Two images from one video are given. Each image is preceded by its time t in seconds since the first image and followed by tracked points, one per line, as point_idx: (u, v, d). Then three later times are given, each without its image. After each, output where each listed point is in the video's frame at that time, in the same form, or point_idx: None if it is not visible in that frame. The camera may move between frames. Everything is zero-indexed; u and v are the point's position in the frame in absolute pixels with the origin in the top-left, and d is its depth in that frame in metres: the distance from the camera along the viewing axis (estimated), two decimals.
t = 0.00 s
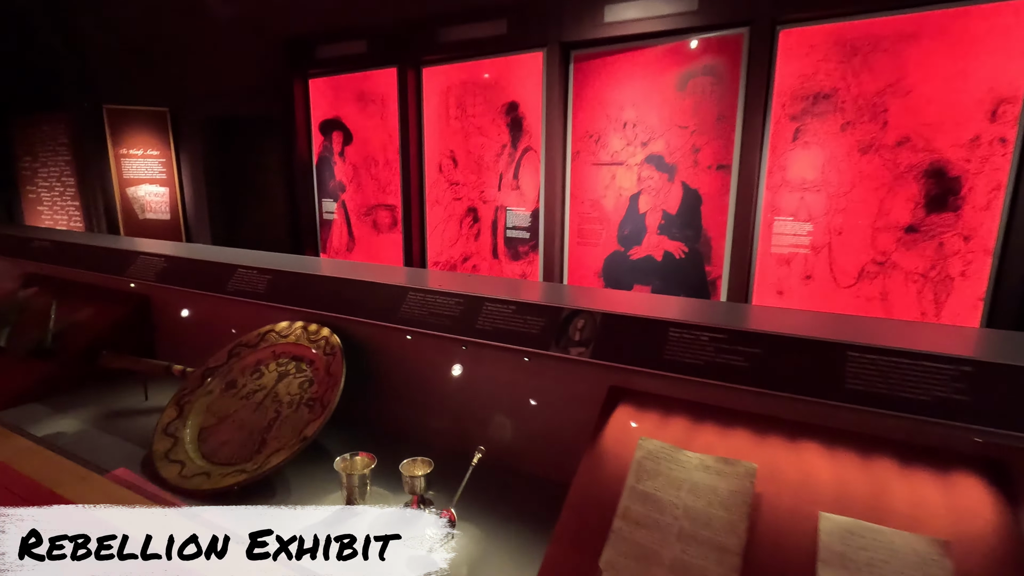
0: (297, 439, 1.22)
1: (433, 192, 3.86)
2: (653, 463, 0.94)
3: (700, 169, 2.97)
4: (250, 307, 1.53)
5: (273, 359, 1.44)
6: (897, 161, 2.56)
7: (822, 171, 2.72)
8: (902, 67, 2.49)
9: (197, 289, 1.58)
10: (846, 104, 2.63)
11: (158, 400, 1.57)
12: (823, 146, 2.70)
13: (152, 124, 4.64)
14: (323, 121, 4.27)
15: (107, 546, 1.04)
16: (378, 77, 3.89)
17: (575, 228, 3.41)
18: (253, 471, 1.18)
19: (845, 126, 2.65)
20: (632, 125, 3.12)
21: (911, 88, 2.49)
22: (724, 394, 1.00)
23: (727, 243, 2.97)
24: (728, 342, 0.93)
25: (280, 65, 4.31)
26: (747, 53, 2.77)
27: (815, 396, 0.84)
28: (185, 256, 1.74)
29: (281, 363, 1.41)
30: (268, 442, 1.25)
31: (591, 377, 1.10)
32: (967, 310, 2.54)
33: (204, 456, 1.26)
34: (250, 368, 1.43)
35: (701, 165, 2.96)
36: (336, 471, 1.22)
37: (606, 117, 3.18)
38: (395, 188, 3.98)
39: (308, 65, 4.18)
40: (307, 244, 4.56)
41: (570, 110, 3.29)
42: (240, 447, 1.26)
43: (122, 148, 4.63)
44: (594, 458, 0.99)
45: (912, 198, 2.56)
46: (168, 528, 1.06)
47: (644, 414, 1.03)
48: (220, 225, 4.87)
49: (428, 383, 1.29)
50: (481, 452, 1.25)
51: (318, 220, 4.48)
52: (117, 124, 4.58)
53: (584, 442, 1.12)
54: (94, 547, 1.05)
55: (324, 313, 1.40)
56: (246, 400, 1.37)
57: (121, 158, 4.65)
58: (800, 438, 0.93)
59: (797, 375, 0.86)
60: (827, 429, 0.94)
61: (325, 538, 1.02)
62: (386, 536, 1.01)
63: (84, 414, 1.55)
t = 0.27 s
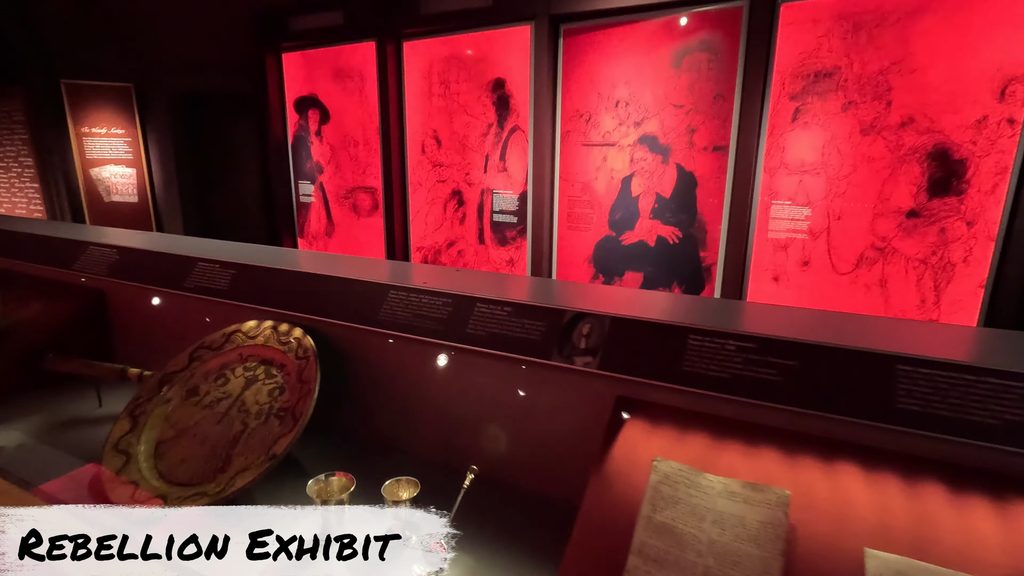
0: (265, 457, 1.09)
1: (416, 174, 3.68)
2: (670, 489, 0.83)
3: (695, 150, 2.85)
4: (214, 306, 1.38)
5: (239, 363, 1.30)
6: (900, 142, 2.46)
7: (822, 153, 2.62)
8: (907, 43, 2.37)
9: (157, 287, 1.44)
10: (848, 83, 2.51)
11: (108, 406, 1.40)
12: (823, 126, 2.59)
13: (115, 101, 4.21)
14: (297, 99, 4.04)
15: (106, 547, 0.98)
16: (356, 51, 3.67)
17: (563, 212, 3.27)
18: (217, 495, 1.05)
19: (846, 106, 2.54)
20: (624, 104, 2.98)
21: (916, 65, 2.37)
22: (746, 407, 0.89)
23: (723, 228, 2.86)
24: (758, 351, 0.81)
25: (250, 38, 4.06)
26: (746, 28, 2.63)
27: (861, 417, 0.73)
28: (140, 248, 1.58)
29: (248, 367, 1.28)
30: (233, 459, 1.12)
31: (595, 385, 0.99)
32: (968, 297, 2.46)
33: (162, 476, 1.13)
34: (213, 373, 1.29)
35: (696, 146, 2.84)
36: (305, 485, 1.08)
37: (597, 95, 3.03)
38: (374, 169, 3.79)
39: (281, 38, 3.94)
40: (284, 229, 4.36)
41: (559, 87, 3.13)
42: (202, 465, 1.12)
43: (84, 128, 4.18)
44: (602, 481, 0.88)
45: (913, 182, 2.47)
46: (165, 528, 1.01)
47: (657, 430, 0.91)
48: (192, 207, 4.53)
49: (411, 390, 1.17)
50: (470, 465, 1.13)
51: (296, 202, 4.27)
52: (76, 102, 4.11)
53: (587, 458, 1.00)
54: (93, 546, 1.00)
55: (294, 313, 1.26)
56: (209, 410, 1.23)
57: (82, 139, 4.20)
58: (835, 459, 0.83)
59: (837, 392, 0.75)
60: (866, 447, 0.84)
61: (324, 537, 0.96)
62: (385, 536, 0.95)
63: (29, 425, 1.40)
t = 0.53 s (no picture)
0: (255, 463, 0.99)
1: (403, 155, 3.54)
2: (705, 498, 0.76)
3: (693, 131, 2.77)
4: (199, 298, 1.28)
5: (224, 361, 1.20)
6: (904, 123, 2.40)
7: (823, 134, 2.55)
8: (913, 20, 2.30)
9: (130, 276, 1.31)
10: (852, 61, 2.43)
11: (86, 407, 1.31)
12: (825, 106, 2.52)
13: (83, 78, 3.86)
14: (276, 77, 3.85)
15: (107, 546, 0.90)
16: (338, 25, 3.50)
17: (557, 195, 3.17)
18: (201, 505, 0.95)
19: (850, 85, 2.46)
20: (620, 83, 2.87)
21: (923, 43, 2.30)
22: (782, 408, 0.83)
23: (721, 211, 2.79)
24: (805, 349, 0.73)
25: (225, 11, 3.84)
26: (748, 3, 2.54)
27: (920, 421, 0.67)
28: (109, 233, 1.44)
29: (234, 365, 1.19)
30: (220, 466, 1.02)
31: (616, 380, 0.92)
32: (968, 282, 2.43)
33: (140, 486, 1.02)
34: (195, 372, 1.20)
35: (694, 127, 2.76)
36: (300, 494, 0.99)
37: (592, 73, 2.92)
38: (359, 150, 3.64)
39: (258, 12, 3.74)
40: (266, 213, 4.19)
41: (553, 65, 3.01)
42: (185, 473, 1.03)
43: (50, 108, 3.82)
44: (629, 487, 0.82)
45: (917, 164, 2.42)
46: (166, 526, 0.93)
47: (686, 433, 0.86)
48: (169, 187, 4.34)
49: (417, 389, 1.10)
50: (480, 468, 1.07)
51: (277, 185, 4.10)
52: (40, 79, 3.73)
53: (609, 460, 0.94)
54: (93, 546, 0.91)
55: (282, 307, 1.16)
56: (192, 412, 1.14)
57: (47, 119, 3.83)
58: (882, 463, 0.77)
59: (894, 395, 0.68)
60: (912, 449, 0.78)
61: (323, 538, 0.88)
62: (386, 536, 0.87)
63: None
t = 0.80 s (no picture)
0: (270, 461, 0.94)
1: (395, 137, 3.43)
2: (765, 494, 0.72)
3: (697, 111, 2.70)
4: (198, 286, 1.20)
5: (229, 353, 1.13)
6: (911, 102, 2.36)
7: (829, 113, 2.51)
8: None
9: (123, 263, 1.21)
10: (861, 38, 2.38)
11: (77, 403, 1.23)
12: (832, 85, 2.47)
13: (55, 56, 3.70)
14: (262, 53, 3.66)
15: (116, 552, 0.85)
16: None
17: (556, 176, 3.09)
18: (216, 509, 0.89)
19: (858, 63, 2.41)
20: (622, 61, 2.79)
21: (934, 19, 2.26)
22: (841, 398, 0.77)
23: (725, 192, 2.75)
24: (873, 336, 0.69)
25: None
26: None
27: (1001, 412, 0.63)
28: (96, 217, 1.33)
29: (240, 357, 1.12)
30: (232, 464, 0.96)
31: (658, 371, 0.87)
32: (972, 264, 2.43)
33: (147, 489, 0.96)
34: (199, 365, 1.13)
35: (698, 106, 2.69)
36: (324, 497, 0.95)
37: (592, 50, 2.82)
38: (350, 132, 3.52)
39: None
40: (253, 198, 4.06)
41: (552, 41, 2.92)
42: (194, 473, 0.97)
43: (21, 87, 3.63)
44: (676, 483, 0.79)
45: (923, 144, 2.39)
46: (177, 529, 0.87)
47: (733, 423, 0.82)
48: (151, 169, 4.17)
49: (437, 380, 1.05)
50: (506, 461, 1.03)
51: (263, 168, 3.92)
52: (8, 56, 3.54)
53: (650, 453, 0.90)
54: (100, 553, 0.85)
55: (293, 296, 1.09)
56: (198, 408, 1.07)
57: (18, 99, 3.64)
58: (946, 454, 0.74)
59: (974, 385, 0.64)
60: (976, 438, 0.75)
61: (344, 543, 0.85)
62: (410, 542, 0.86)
63: None
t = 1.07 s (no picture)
0: (319, 460, 0.90)
1: (395, 119, 3.27)
2: (852, 488, 0.71)
3: (709, 92, 2.65)
4: (226, 277, 1.14)
5: (263, 347, 1.08)
6: (926, 83, 2.33)
7: (842, 94, 2.47)
8: None
9: (147, 254, 1.14)
10: (876, 18, 2.33)
11: (104, 400, 1.18)
12: (847, 65, 2.43)
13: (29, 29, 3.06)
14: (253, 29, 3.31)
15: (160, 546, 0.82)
16: None
17: (562, 157, 3.02)
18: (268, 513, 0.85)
19: (872, 43, 2.37)
20: (632, 39, 2.71)
21: None
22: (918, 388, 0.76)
23: (734, 174, 2.72)
24: (968, 326, 0.66)
25: None
26: None
27: None
28: (107, 204, 1.24)
29: (274, 352, 1.07)
30: (277, 465, 0.92)
31: (722, 361, 0.87)
32: (981, 246, 2.45)
33: (189, 492, 0.91)
34: (230, 360, 1.08)
35: (710, 87, 2.63)
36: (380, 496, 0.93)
37: (601, 29, 2.73)
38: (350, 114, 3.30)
39: None
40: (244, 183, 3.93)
41: (559, 19, 2.81)
42: (238, 474, 0.93)
43: None
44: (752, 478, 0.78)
45: (935, 124, 2.37)
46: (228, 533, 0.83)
47: (807, 416, 0.80)
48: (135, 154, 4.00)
49: (485, 374, 1.01)
50: (558, 453, 1.01)
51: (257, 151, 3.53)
52: None
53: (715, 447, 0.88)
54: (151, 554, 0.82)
55: (333, 287, 1.04)
56: (234, 405, 1.02)
57: None
58: None
59: None
60: None
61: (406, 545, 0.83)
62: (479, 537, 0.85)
63: None
